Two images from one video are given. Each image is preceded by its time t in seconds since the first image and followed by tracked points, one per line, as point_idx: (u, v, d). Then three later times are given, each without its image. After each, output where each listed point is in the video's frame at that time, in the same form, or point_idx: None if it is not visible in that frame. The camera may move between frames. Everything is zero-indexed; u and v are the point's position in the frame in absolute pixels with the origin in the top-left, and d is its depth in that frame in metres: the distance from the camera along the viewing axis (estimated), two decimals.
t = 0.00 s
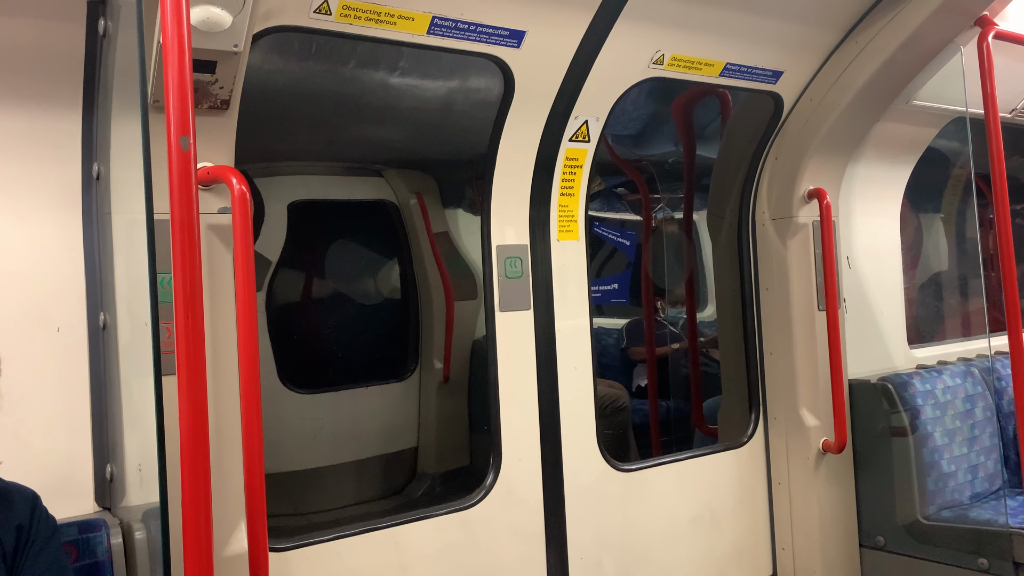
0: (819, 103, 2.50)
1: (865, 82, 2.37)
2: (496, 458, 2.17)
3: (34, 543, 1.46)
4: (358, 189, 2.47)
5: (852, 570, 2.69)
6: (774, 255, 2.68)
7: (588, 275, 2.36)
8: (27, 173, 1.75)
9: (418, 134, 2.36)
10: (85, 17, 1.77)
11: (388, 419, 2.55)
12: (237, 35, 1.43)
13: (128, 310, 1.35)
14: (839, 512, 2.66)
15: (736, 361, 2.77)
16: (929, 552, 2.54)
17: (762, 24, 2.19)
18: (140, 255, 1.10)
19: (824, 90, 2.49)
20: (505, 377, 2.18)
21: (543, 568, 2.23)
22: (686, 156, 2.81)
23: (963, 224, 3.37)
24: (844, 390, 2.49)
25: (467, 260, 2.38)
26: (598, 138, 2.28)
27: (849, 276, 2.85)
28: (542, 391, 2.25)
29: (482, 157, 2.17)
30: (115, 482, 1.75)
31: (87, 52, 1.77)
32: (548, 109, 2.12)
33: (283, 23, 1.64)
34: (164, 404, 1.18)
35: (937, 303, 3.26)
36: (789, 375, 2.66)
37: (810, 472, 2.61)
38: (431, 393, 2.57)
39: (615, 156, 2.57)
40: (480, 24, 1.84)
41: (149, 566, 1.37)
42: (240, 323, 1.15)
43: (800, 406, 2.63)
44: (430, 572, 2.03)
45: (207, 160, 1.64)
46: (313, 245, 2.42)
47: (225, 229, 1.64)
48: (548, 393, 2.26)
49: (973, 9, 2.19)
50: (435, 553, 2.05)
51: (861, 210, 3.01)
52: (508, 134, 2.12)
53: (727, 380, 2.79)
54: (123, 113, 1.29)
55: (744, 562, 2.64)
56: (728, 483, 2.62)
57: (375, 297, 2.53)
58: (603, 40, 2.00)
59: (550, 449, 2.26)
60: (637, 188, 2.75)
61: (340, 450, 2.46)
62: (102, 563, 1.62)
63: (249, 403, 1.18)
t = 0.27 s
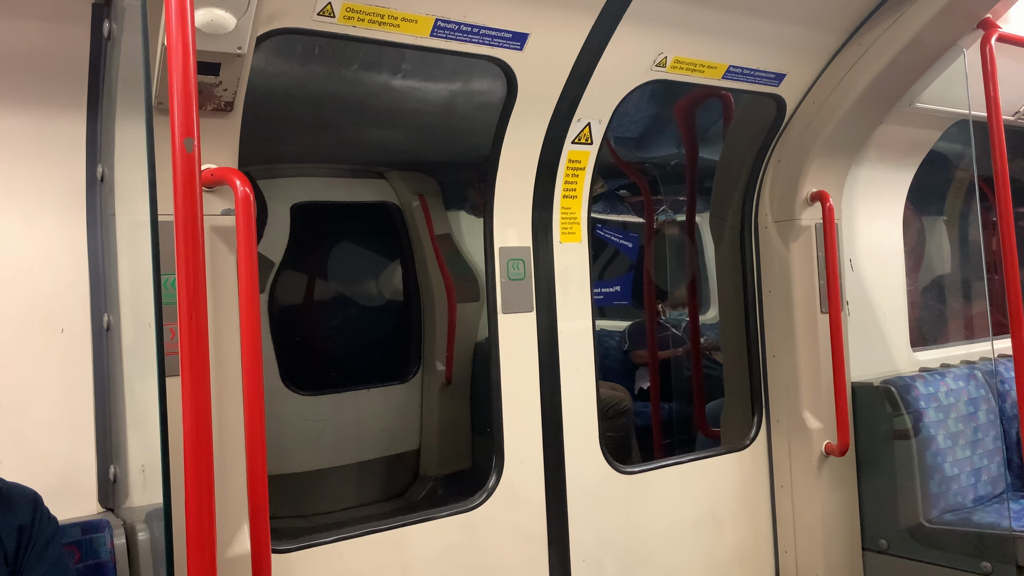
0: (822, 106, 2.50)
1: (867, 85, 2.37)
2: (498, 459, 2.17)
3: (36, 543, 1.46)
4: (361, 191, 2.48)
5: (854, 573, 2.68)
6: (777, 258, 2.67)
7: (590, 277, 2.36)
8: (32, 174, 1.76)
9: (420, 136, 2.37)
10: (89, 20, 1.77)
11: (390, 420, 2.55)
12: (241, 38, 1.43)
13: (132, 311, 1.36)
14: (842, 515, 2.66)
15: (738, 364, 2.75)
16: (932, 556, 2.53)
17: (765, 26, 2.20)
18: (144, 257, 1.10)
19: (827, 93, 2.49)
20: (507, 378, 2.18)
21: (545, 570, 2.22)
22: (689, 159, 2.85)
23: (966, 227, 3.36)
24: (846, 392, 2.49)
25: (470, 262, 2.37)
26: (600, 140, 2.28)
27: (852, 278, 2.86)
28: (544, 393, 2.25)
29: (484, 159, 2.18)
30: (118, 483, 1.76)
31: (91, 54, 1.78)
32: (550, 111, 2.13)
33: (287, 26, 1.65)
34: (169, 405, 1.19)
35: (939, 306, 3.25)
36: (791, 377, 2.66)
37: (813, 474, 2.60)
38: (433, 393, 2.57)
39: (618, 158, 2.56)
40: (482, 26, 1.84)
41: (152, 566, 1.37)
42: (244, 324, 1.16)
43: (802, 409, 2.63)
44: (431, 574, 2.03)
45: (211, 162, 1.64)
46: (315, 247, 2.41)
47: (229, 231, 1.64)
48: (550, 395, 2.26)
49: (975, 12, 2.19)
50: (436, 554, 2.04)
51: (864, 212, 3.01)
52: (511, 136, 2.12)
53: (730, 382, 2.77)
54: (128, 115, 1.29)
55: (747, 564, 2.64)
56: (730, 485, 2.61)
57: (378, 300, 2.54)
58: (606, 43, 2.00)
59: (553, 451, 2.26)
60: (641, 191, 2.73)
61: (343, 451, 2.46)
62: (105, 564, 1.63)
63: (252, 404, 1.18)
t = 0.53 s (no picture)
0: (821, 107, 2.50)
1: (865, 86, 2.37)
2: (496, 460, 2.17)
3: (34, 543, 1.45)
4: (359, 191, 2.47)
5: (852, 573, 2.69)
6: (775, 259, 2.67)
7: (589, 278, 2.36)
8: (29, 173, 1.76)
9: (419, 136, 2.36)
10: (87, 19, 1.77)
11: (388, 420, 2.55)
12: (240, 37, 1.43)
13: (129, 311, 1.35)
14: (839, 516, 2.66)
15: (736, 365, 2.76)
16: (929, 557, 2.53)
17: (764, 27, 2.20)
18: (142, 256, 1.10)
19: (825, 94, 2.49)
20: (505, 378, 2.18)
21: (543, 570, 2.22)
22: (688, 158, 2.78)
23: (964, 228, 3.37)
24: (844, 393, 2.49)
25: (468, 261, 2.38)
26: (599, 140, 2.28)
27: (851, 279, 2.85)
28: (542, 393, 2.25)
29: (483, 159, 2.18)
30: (115, 482, 1.75)
31: (89, 53, 1.77)
32: (549, 111, 2.13)
33: (286, 25, 1.65)
34: (166, 404, 1.18)
35: (938, 309, 3.25)
36: (789, 378, 2.66)
37: (810, 475, 2.61)
38: (431, 395, 2.57)
39: (618, 158, 2.54)
40: (481, 26, 1.84)
41: (149, 566, 1.36)
42: (241, 324, 1.15)
43: (800, 409, 2.63)
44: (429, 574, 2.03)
45: (209, 161, 1.64)
46: (313, 246, 2.41)
47: (226, 230, 1.64)
48: (549, 395, 2.26)
49: (974, 14, 2.19)
50: (434, 555, 2.04)
51: (862, 214, 3.02)
52: (510, 137, 2.12)
53: (728, 383, 2.78)
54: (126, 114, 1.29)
55: (745, 565, 2.64)
56: (728, 486, 2.61)
57: (375, 301, 2.53)
58: (605, 43, 2.00)
59: (551, 451, 2.25)
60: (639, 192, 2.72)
61: (340, 451, 2.46)
62: (102, 564, 1.62)
63: (250, 403, 1.18)
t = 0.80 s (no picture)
0: (820, 106, 2.51)
1: (864, 86, 2.37)
2: (494, 458, 2.17)
3: (33, 540, 1.45)
4: (357, 188, 2.48)
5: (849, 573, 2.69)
6: (773, 258, 2.68)
7: (587, 277, 2.36)
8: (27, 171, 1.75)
9: (418, 134, 2.36)
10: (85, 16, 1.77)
11: (386, 419, 2.55)
12: (238, 34, 1.43)
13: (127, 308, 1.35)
14: (837, 515, 2.66)
15: (734, 364, 2.77)
16: (926, 556, 2.54)
17: (763, 26, 2.20)
18: (139, 253, 1.09)
19: (823, 94, 2.49)
20: (504, 377, 2.18)
21: (541, 569, 2.23)
22: (687, 158, 2.76)
23: (961, 228, 3.37)
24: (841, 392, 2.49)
25: (466, 261, 2.37)
26: (598, 139, 2.28)
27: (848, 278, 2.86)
28: (540, 391, 2.25)
29: (482, 157, 2.17)
30: (112, 480, 1.75)
31: (87, 50, 1.77)
32: (548, 110, 2.13)
33: (284, 22, 1.64)
34: (162, 400, 1.17)
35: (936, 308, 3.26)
36: (787, 377, 2.67)
37: (808, 475, 2.61)
38: (428, 394, 2.56)
39: (615, 157, 2.53)
40: (480, 24, 1.84)
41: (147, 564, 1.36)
42: (239, 322, 1.15)
43: (798, 408, 2.64)
44: (427, 572, 2.03)
45: (207, 158, 1.64)
46: (313, 244, 2.42)
47: (225, 228, 1.64)
48: (547, 394, 2.26)
49: (973, 14, 2.19)
50: (432, 553, 2.04)
51: (860, 214, 3.02)
52: (509, 135, 2.12)
53: (726, 382, 2.78)
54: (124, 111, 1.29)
55: (742, 564, 2.64)
56: (726, 485, 2.62)
57: (372, 299, 2.53)
58: (604, 42, 2.00)
59: (549, 450, 2.26)
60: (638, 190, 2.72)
61: (338, 449, 2.46)
62: (99, 562, 1.62)
63: (247, 401, 1.18)
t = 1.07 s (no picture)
0: (819, 105, 2.50)
1: (863, 85, 2.37)
2: (494, 457, 2.17)
3: (31, 539, 1.45)
4: (358, 187, 2.48)
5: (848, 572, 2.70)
6: (773, 257, 2.68)
7: (586, 276, 2.36)
8: (26, 170, 1.75)
9: (417, 133, 2.36)
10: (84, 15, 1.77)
11: (385, 418, 2.55)
12: (237, 33, 1.42)
13: (126, 308, 1.35)
14: (836, 514, 2.67)
15: (733, 364, 2.76)
16: (926, 555, 2.54)
17: (762, 26, 2.20)
18: (139, 253, 1.09)
19: (823, 93, 2.49)
20: (503, 376, 2.18)
21: (540, 568, 2.23)
22: (687, 157, 2.78)
23: (961, 227, 3.37)
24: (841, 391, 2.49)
25: (465, 259, 2.36)
26: (598, 138, 2.28)
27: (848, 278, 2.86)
28: (540, 390, 2.25)
29: (481, 157, 2.17)
30: (111, 480, 1.75)
31: (86, 49, 1.77)
32: (547, 109, 2.12)
33: (284, 21, 1.64)
34: (161, 400, 1.17)
35: (934, 307, 3.26)
36: (786, 377, 2.67)
37: (807, 474, 2.61)
38: (428, 393, 2.56)
39: (615, 156, 2.54)
40: (480, 23, 1.84)
41: (146, 564, 1.36)
42: (239, 322, 1.15)
43: (797, 407, 2.64)
44: (426, 572, 2.03)
45: (206, 157, 1.63)
46: (312, 244, 2.42)
47: (224, 227, 1.64)
48: (546, 393, 2.26)
49: (972, 13, 2.19)
50: (431, 552, 2.04)
51: (860, 213, 3.02)
52: (508, 134, 2.12)
53: (725, 382, 2.78)
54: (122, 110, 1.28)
55: (741, 563, 2.64)
56: (725, 484, 2.62)
57: (373, 298, 2.52)
58: (603, 41, 2.00)
59: (548, 449, 2.26)
60: (637, 190, 2.73)
61: (337, 449, 2.46)
62: (97, 562, 1.62)
63: (246, 401, 1.17)
